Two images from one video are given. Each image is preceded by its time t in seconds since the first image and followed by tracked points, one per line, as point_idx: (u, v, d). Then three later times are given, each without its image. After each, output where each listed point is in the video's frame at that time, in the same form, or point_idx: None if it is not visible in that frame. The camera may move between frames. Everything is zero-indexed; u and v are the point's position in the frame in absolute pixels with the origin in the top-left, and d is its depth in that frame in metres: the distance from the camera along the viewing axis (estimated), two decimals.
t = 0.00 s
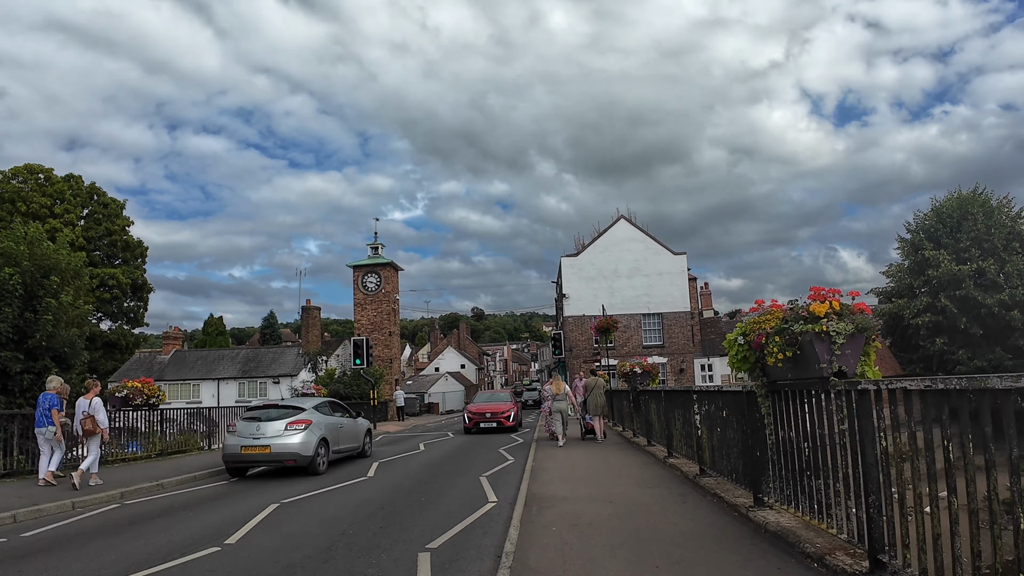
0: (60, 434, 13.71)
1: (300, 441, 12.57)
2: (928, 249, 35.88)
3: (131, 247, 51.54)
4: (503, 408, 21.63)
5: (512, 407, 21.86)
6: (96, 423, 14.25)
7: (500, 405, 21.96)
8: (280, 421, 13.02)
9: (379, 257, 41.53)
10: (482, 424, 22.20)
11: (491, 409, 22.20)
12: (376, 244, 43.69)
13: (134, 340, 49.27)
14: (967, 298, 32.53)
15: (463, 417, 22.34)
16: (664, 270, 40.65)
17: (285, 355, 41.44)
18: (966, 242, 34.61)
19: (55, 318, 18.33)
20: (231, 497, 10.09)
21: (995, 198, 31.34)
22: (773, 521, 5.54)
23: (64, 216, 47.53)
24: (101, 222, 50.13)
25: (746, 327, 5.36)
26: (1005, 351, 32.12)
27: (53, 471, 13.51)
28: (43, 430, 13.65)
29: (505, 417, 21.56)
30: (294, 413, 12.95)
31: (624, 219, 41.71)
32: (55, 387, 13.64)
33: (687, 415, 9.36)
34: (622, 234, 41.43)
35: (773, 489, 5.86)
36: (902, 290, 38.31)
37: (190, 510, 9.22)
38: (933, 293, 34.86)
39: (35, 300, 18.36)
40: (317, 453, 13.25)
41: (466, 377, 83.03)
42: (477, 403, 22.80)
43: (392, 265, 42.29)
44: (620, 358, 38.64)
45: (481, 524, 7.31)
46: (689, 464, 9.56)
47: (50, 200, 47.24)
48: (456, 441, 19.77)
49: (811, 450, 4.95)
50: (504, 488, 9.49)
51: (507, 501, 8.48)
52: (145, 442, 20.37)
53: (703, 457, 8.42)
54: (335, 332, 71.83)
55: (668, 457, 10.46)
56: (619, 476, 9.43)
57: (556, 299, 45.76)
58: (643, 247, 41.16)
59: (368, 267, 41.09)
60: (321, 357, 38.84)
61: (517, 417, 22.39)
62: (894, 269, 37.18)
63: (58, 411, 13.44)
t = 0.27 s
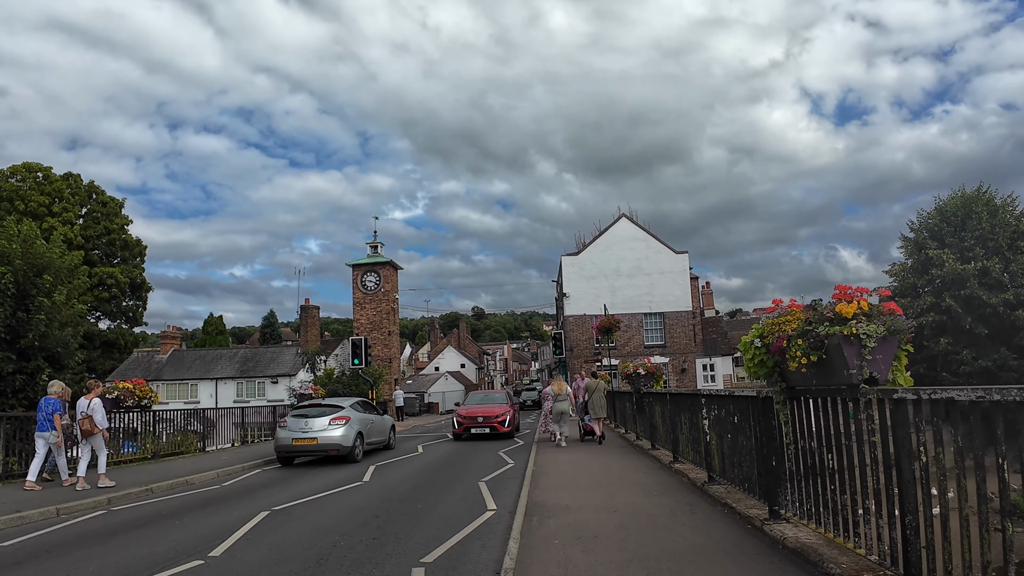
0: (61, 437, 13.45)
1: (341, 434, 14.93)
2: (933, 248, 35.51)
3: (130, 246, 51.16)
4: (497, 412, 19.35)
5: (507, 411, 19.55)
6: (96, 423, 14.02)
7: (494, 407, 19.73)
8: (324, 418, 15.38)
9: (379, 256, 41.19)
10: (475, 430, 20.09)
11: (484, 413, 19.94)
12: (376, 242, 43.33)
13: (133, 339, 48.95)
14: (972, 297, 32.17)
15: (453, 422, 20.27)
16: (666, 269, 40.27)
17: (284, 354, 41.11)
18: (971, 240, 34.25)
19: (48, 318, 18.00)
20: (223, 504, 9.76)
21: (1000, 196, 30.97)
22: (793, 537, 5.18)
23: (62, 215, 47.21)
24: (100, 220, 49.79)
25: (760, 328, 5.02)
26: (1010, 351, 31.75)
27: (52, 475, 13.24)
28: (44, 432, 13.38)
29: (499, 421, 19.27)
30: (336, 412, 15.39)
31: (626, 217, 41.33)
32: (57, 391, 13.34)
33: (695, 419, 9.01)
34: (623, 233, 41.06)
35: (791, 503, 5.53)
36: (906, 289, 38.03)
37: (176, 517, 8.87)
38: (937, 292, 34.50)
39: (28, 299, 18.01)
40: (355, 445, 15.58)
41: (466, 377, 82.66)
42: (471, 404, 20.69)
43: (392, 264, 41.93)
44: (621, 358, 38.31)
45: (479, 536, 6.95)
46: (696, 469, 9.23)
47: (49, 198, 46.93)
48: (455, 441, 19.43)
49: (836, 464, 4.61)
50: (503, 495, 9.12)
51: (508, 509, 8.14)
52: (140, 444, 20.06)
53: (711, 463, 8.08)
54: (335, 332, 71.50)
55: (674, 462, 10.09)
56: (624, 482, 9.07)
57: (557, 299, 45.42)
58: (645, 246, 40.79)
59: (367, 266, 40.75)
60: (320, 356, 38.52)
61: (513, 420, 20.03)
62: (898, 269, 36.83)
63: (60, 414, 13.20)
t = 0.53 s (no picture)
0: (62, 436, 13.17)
1: (368, 426, 16.26)
2: (937, 246, 35.18)
3: (127, 244, 50.71)
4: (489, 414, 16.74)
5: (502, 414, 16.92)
6: (96, 424, 13.68)
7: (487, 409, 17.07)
8: (351, 411, 16.64)
9: (378, 253, 40.82)
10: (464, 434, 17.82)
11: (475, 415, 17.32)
12: (375, 240, 42.95)
13: (130, 338, 48.58)
14: (977, 295, 31.84)
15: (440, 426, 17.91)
16: (667, 267, 39.91)
17: (282, 352, 40.74)
18: (975, 238, 33.91)
19: (40, 314, 17.62)
20: (212, 504, 9.41)
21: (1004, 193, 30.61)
22: (813, 542, 4.82)
23: (59, 212, 46.82)
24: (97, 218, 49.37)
25: (781, 317, 4.70)
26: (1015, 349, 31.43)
27: (52, 474, 12.98)
28: (46, 429, 13.13)
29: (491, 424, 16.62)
30: (362, 406, 16.64)
31: (627, 214, 40.97)
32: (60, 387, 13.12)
33: (703, 416, 8.69)
34: (624, 230, 40.70)
35: (809, 504, 5.17)
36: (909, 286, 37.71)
37: (161, 518, 8.51)
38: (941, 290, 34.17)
39: (19, 295, 17.64)
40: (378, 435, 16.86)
41: (466, 375, 82.27)
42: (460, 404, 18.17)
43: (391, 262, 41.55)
44: (623, 356, 37.97)
45: (478, 539, 6.58)
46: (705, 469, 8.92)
47: (46, 195, 46.53)
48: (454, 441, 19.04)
49: (863, 462, 4.24)
50: (503, 495, 8.78)
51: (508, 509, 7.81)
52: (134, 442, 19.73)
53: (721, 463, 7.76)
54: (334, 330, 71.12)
55: (680, 462, 9.76)
56: (628, 482, 8.75)
57: (557, 296, 45.07)
58: (646, 243, 40.42)
59: (366, 263, 40.40)
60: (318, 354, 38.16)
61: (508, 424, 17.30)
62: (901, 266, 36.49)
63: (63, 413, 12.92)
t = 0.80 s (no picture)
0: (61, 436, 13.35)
1: (389, 422, 18.41)
2: (940, 244, 34.78)
3: (123, 242, 50.21)
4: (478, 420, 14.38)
5: (492, 421, 14.56)
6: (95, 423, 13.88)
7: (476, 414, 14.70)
8: (375, 409, 18.57)
9: (375, 252, 40.40)
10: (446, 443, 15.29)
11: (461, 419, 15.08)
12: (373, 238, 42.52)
13: (126, 337, 48.16)
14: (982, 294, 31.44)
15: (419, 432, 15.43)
16: (668, 265, 39.47)
17: (279, 352, 40.34)
18: (978, 236, 33.57)
19: (27, 313, 17.22)
20: (196, 511, 8.99)
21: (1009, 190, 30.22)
22: (835, 557, 4.43)
23: (54, 211, 46.39)
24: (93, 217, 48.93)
25: (803, 314, 4.33)
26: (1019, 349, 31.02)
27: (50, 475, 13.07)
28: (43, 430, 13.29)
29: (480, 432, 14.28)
30: (383, 405, 18.64)
31: (627, 212, 40.55)
32: (54, 389, 13.38)
33: (711, 419, 8.29)
34: (625, 228, 40.28)
35: (832, 516, 4.77)
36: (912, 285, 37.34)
37: (139, 527, 8.07)
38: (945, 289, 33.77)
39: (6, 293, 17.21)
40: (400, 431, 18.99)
41: (466, 375, 81.85)
42: (446, 407, 15.84)
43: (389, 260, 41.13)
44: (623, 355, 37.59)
45: (473, 551, 6.16)
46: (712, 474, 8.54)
47: (40, 194, 46.11)
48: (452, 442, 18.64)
49: (896, 474, 3.86)
50: (501, 502, 8.38)
51: (506, 518, 7.42)
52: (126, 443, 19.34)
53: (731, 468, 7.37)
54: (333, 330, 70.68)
55: (685, 466, 9.36)
56: (631, 488, 8.36)
57: (557, 295, 44.65)
58: (647, 241, 39.97)
59: (364, 262, 39.99)
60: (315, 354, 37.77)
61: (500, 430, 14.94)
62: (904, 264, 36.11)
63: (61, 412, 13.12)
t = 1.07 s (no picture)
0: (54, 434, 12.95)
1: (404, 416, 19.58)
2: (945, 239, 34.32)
3: (119, 239, 49.71)
4: (461, 421, 11.78)
5: (479, 422, 11.97)
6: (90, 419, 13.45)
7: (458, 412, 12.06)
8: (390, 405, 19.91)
9: (373, 247, 39.94)
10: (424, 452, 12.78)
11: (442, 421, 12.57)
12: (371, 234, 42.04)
13: (122, 335, 47.68)
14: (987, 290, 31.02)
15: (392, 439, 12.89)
16: (669, 261, 39.03)
17: (275, 349, 39.90)
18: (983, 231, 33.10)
19: (13, 307, 16.76)
20: (176, 511, 8.55)
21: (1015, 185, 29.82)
22: (859, 564, 4.05)
23: (49, 207, 45.90)
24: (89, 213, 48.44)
25: (827, 294, 3.96)
26: None
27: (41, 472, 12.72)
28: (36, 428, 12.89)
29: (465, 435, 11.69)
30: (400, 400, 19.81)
31: (627, 208, 40.11)
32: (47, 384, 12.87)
33: (716, 415, 7.84)
34: (625, 223, 39.83)
35: (853, 519, 4.38)
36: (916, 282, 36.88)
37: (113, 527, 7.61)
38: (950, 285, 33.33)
39: None
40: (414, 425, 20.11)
41: (465, 373, 81.40)
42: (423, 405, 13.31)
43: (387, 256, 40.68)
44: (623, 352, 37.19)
45: (462, 557, 5.69)
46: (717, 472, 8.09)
47: (35, 190, 45.62)
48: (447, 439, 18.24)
49: (930, 470, 3.51)
50: (495, 503, 7.94)
51: (499, 519, 6.99)
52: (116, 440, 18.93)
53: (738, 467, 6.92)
54: (331, 328, 70.19)
55: (689, 465, 8.91)
56: (633, 488, 7.91)
57: (556, 292, 44.21)
58: (648, 237, 39.52)
59: (361, 258, 39.54)
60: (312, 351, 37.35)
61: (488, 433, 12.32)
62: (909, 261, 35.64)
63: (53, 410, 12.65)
